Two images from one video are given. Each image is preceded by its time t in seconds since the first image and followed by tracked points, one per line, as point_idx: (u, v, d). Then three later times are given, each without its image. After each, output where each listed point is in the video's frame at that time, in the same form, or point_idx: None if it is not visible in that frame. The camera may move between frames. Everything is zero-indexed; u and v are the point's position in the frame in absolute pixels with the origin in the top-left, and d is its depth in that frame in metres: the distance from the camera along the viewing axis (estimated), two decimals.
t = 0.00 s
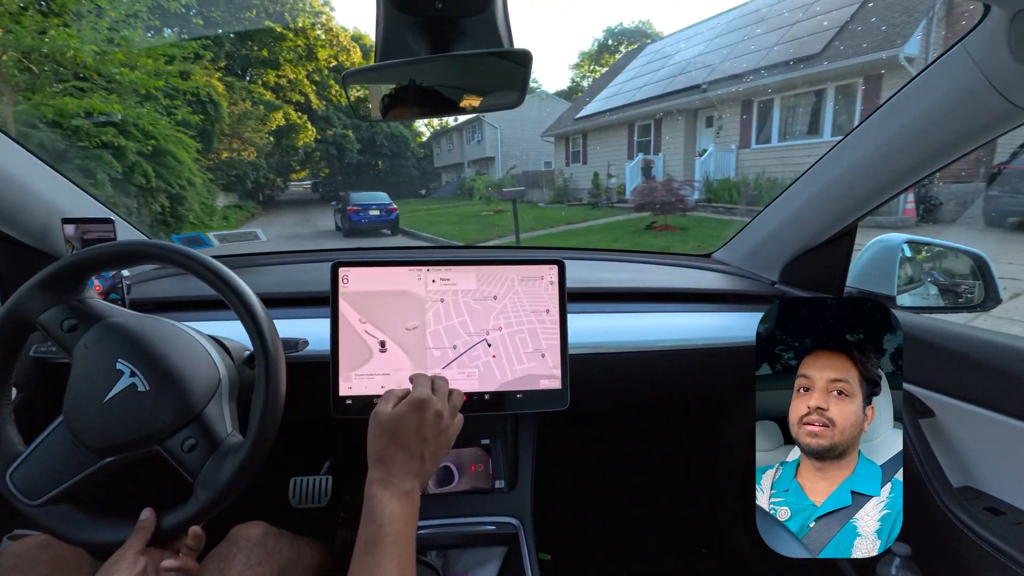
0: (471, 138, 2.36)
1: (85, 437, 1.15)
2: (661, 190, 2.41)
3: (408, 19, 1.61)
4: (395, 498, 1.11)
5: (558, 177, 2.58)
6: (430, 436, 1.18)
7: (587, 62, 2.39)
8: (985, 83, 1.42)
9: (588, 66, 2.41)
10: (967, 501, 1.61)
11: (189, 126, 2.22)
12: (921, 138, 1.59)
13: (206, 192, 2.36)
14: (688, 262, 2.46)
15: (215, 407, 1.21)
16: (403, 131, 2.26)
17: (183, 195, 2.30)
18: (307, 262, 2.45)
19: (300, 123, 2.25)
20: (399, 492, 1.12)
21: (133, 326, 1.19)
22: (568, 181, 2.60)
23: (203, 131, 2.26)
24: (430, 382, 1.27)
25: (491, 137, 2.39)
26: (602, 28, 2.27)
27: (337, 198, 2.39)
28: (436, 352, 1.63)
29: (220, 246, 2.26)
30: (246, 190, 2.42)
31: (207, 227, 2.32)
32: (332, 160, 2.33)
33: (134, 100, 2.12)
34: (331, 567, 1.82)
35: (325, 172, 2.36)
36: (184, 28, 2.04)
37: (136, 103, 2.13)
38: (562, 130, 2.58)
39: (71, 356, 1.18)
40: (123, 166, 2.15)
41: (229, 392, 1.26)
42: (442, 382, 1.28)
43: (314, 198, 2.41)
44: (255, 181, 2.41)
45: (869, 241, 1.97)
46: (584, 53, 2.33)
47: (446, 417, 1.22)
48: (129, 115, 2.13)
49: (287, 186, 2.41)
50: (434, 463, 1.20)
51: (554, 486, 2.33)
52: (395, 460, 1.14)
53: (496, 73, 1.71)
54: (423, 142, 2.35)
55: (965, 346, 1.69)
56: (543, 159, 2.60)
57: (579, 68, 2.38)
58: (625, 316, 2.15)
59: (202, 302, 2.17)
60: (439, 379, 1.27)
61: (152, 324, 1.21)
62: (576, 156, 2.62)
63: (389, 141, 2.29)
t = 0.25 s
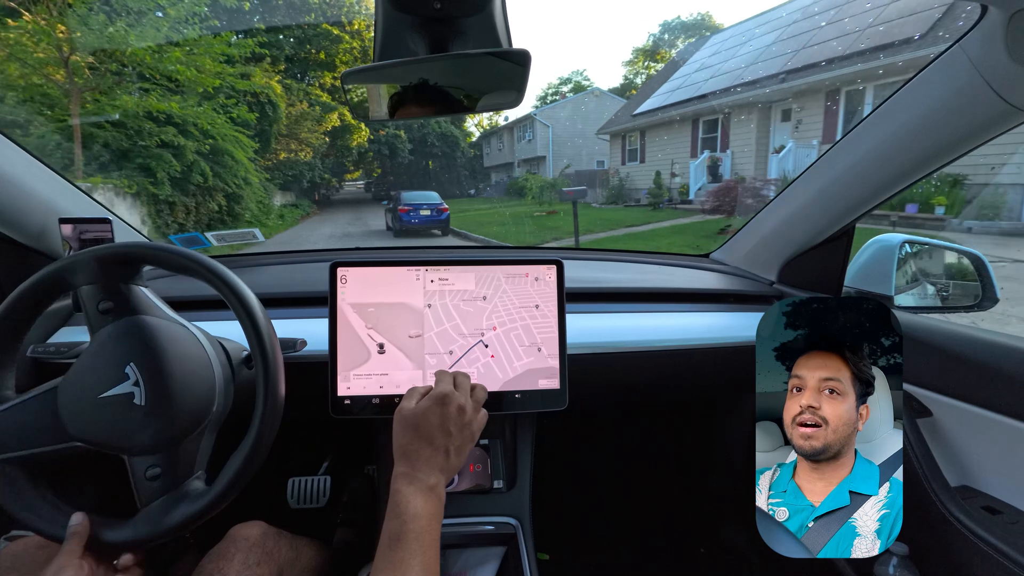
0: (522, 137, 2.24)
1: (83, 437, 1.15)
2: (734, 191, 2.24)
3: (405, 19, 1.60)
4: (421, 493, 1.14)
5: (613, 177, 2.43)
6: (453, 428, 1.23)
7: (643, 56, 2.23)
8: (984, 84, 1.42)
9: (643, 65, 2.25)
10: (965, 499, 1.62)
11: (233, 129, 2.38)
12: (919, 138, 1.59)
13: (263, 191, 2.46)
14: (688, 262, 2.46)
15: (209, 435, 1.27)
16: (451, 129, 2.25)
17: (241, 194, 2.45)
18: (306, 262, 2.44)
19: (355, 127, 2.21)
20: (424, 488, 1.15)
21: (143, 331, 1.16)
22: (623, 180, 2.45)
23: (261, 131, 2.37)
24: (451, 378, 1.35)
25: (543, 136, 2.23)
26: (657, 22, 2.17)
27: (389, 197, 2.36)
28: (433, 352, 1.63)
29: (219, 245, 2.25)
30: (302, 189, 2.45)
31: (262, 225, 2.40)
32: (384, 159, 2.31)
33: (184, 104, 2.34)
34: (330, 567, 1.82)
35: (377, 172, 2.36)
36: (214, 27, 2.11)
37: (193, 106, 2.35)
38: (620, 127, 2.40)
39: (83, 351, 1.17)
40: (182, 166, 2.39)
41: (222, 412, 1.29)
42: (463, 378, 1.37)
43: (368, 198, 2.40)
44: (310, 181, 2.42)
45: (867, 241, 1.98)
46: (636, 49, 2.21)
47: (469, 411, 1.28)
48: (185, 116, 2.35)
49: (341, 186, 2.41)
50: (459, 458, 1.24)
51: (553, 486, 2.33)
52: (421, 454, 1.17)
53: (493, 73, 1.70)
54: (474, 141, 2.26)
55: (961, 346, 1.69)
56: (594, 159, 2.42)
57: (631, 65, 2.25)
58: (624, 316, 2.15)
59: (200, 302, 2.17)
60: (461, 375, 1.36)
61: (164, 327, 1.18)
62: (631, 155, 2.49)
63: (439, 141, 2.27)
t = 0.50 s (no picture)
0: (567, 135, 2.21)
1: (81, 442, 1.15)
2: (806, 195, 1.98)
3: (404, 20, 1.61)
4: (439, 495, 1.29)
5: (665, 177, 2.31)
6: (457, 430, 1.43)
7: (692, 51, 2.11)
8: (980, 84, 1.43)
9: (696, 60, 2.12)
10: (965, 498, 1.62)
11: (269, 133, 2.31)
12: (917, 138, 1.60)
13: (309, 189, 2.43)
14: (686, 263, 2.46)
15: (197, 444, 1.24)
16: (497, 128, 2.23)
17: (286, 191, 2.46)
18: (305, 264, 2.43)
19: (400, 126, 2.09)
20: (440, 488, 1.30)
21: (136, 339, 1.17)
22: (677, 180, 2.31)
23: (308, 130, 2.20)
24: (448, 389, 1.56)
25: (591, 133, 2.19)
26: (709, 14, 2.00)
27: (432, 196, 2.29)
28: (434, 354, 1.63)
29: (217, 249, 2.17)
30: (348, 187, 2.37)
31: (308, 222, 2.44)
32: (426, 159, 2.24)
33: (230, 102, 2.34)
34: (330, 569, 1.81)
35: (422, 172, 2.25)
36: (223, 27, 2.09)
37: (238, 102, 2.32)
38: (673, 124, 2.24)
39: (69, 356, 1.16)
40: (228, 162, 2.44)
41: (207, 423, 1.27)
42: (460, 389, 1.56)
43: (411, 197, 2.32)
44: (356, 179, 2.33)
45: (865, 241, 1.99)
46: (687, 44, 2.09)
47: (466, 415, 1.48)
48: (232, 112, 2.36)
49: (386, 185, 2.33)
50: (470, 457, 1.41)
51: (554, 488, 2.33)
52: (434, 460, 1.35)
53: (492, 74, 1.71)
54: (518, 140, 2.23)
55: (959, 344, 1.70)
56: (643, 157, 2.31)
57: (680, 60, 2.13)
58: (624, 316, 2.15)
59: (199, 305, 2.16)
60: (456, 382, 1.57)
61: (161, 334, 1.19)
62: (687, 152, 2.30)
63: (484, 140, 2.22)
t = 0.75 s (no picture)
0: (607, 132, 2.21)
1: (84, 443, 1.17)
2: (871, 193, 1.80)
3: (403, 21, 1.61)
4: (444, 489, 1.28)
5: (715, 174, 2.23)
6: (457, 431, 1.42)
7: (739, 45, 1.99)
8: (979, 84, 1.43)
9: (741, 53, 2.01)
10: (964, 498, 1.62)
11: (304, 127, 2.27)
12: (915, 138, 1.60)
13: (345, 187, 2.40)
14: (684, 263, 2.46)
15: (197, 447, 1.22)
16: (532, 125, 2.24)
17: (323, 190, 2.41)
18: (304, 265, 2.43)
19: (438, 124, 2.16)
20: (446, 486, 1.29)
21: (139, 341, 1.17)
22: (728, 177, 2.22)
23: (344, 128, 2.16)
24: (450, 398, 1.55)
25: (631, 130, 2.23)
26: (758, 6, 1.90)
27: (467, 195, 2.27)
28: (434, 355, 1.62)
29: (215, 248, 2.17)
30: (384, 185, 2.35)
31: (344, 220, 2.46)
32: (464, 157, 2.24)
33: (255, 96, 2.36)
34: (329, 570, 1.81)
35: (457, 169, 2.24)
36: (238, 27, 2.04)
37: (274, 97, 2.32)
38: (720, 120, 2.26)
39: (73, 354, 1.17)
40: (262, 159, 2.46)
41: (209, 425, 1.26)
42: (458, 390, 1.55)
43: (447, 196, 2.28)
44: (392, 177, 2.31)
45: (864, 241, 1.99)
46: (732, 36, 1.98)
47: (465, 417, 1.48)
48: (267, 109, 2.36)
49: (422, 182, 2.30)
50: (473, 455, 1.40)
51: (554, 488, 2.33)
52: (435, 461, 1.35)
53: (492, 74, 1.71)
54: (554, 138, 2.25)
55: (957, 344, 1.70)
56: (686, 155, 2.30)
57: (725, 54, 2.03)
58: (624, 316, 2.15)
59: (197, 305, 2.15)
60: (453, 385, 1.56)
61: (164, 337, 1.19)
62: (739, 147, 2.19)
63: (519, 138, 2.22)
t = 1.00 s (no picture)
0: (641, 130, 2.32)
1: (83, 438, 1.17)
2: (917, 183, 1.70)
3: (404, 22, 1.61)
4: (446, 493, 1.34)
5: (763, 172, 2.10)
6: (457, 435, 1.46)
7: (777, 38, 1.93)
8: (980, 84, 1.43)
9: (779, 46, 1.93)
10: (965, 499, 1.62)
11: (325, 123, 2.38)
12: (916, 138, 1.61)
13: (372, 185, 2.48)
14: (683, 263, 2.46)
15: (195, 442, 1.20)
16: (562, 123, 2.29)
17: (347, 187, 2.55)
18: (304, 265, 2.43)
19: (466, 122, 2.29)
20: (448, 490, 1.35)
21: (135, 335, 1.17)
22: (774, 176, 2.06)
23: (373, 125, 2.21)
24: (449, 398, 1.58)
25: (665, 126, 2.31)
26: None
27: (495, 192, 2.40)
28: (435, 355, 1.62)
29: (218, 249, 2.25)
30: (411, 184, 2.44)
31: (371, 220, 2.52)
32: (491, 155, 2.40)
33: (277, 92, 2.45)
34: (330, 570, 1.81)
35: (485, 168, 2.42)
36: (248, 25, 2.17)
37: (299, 91, 2.36)
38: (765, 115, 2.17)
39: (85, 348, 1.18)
40: (286, 155, 2.53)
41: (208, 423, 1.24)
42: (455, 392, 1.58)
43: (474, 194, 2.42)
44: (419, 175, 2.41)
45: (865, 242, 1.99)
46: (768, 31, 1.93)
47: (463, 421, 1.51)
48: (292, 105, 2.45)
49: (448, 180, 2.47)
50: (472, 458, 1.45)
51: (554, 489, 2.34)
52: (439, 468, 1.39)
53: (492, 74, 1.71)
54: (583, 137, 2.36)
55: (958, 345, 1.70)
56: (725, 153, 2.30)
57: (761, 49, 1.97)
58: (625, 316, 2.14)
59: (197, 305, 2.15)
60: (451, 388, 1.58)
61: (160, 333, 1.19)
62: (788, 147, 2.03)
63: (547, 135, 2.30)
